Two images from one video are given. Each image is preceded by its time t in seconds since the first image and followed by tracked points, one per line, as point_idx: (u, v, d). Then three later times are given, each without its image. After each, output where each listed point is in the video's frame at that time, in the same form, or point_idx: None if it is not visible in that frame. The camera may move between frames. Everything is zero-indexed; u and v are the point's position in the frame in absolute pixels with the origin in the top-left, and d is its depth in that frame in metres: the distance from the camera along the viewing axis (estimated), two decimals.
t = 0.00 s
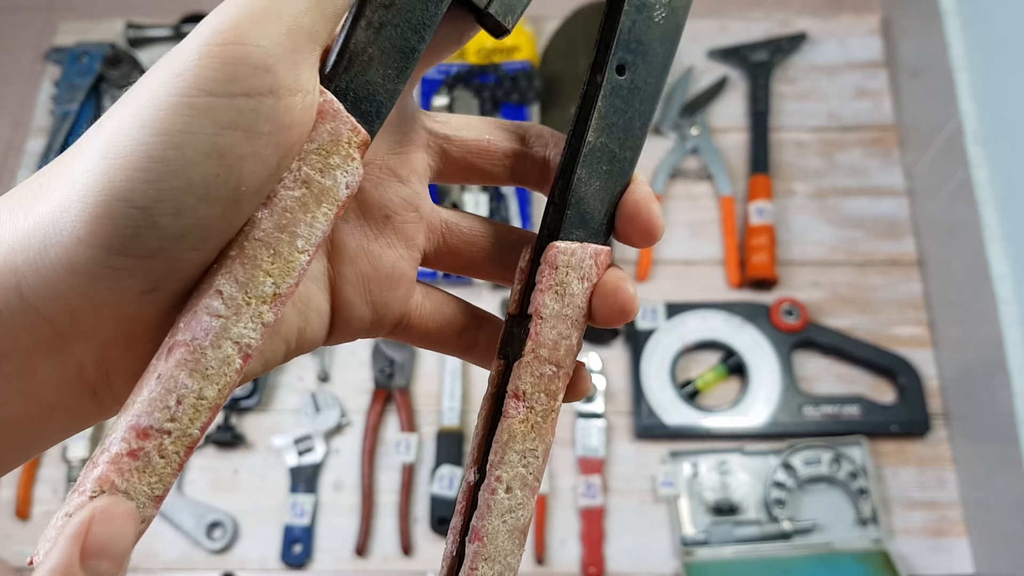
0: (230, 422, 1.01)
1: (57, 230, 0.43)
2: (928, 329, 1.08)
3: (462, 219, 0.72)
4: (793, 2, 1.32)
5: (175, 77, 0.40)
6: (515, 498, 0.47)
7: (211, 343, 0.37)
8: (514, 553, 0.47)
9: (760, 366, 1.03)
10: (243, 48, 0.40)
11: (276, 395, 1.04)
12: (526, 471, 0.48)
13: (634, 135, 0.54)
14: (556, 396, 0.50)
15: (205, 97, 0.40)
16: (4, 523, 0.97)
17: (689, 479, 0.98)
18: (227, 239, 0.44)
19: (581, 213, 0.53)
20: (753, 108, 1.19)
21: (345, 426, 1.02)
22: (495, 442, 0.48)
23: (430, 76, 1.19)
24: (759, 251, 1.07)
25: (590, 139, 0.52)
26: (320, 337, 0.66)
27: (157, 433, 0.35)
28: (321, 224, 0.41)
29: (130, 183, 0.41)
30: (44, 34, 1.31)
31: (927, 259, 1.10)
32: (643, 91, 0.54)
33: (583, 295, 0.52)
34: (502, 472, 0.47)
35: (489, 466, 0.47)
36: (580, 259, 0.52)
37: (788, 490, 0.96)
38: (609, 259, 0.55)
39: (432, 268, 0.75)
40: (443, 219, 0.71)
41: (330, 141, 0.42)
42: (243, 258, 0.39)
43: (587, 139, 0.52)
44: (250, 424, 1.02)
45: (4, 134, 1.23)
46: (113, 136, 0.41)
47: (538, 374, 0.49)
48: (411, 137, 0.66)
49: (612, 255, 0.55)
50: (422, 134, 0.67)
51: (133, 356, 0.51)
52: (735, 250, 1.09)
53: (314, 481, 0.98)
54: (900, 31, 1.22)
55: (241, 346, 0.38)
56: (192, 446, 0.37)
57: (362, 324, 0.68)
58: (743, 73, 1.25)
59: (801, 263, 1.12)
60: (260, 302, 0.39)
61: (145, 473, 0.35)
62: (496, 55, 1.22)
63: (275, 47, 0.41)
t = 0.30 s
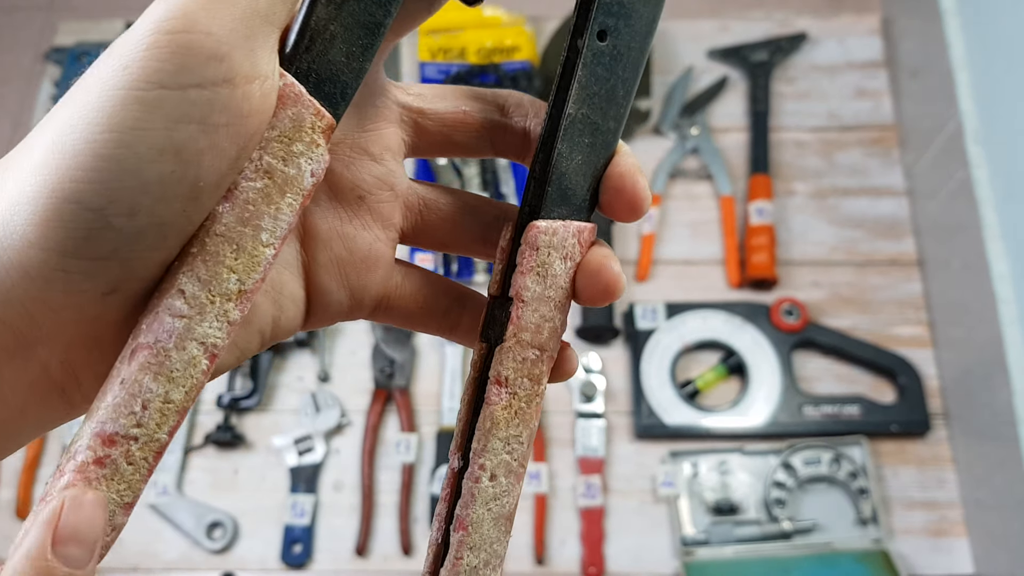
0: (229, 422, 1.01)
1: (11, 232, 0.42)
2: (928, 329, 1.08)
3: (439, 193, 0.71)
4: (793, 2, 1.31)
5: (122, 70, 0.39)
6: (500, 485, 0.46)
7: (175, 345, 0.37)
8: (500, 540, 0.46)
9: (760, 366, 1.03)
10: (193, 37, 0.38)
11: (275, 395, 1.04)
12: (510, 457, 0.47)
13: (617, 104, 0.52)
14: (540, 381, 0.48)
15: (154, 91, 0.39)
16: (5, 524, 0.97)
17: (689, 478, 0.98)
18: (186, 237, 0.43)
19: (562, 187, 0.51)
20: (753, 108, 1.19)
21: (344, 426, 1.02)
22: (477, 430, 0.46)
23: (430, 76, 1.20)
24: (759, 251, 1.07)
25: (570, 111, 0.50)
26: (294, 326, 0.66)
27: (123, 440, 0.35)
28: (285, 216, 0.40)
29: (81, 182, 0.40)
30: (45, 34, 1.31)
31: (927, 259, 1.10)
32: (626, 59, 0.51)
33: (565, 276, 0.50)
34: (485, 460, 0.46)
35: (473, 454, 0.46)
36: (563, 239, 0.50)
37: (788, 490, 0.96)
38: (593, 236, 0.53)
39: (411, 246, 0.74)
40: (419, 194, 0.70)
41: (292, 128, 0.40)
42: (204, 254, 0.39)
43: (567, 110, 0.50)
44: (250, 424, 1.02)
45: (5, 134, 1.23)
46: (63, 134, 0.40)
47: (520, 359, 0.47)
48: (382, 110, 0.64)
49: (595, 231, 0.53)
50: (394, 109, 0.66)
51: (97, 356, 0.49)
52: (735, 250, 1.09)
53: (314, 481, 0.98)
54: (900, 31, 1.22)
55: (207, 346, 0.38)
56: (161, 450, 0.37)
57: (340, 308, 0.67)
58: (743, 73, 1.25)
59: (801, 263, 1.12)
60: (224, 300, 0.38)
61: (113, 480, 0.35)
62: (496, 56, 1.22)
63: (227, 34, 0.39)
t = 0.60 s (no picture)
0: (230, 423, 1.01)
1: None
2: (928, 329, 1.08)
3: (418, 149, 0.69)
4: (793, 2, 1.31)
5: (79, 39, 0.37)
6: (495, 446, 0.45)
7: (154, 321, 0.37)
8: (497, 499, 0.45)
9: (761, 366, 1.03)
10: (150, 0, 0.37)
11: (276, 396, 1.04)
12: (504, 417, 0.45)
13: (596, 49, 0.50)
14: (530, 337, 0.47)
15: (113, 60, 0.37)
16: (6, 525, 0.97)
17: (690, 479, 0.98)
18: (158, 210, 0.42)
19: (544, 139, 0.48)
20: (753, 108, 1.19)
21: (345, 426, 1.02)
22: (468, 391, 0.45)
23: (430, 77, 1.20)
24: (759, 251, 1.07)
25: (548, 58, 0.48)
26: (277, 296, 0.65)
27: (106, 420, 0.35)
28: (259, 182, 0.40)
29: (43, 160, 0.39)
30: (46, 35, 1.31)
31: (928, 259, 1.10)
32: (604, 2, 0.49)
33: (551, 230, 0.48)
34: (479, 421, 0.44)
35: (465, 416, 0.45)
36: (546, 193, 0.48)
37: (788, 490, 0.96)
38: (577, 189, 0.51)
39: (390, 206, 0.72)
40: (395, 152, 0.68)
41: (260, 89, 0.40)
42: (178, 226, 0.38)
43: (545, 57, 0.48)
44: (251, 424, 1.02)
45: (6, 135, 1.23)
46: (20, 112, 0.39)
47: (509, 318, 0.46)
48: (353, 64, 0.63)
49: (578, 182, 0.51)
50: (364, 62, 0.64)
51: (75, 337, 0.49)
52: (735, 250, 1.09)
53: (315, 482, 0.98)
54: (900, 31, 1.22)
55: (187, 320, 0.38)
56: (147, 428, 0.37)
57: (323, 273, 0.66)
58: (743, 73, 1.25)
59: (801, 263, 1.12)
60: (201, 273, 0.38)
61: (99, 461, 0.35)
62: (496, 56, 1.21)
63: None
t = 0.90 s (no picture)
0: (230, 423, 1.01)
1: None
2: (929, 329, 1.08)
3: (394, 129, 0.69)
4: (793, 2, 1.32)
5: (34, 31, 0.38)
6: (480, 430, 0.45)
7: (123, 313, 0.36)
8: (484, 483, 0.45)
9: (761, 366, 1.03)
10: None
11: (276, 396, 1.04)
12: (489, 401, 0.45)
13: (574, 23, 0.50)
14: (514, 320, 0.47)
15: (69, 48, 0.38)
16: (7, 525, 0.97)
17: (690, 479, 0.98)
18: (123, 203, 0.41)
19: (523, 116, 0.48)
20: (753, 108, 1.19)
21: (346, 426, 1.02)
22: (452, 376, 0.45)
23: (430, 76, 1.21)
24: (759, 251, 1.07)
25: (525, 32, 0.48)
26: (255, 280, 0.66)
27: (78, 416, 0.35)
28: (227, 168, 0.40)
29: None
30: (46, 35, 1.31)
31: (928, 259, 1.10)
32: None
33: (532, 208, 0.48)
34: (463, 406, 0.44)
35: (450, 400, 0.44)
36: (526, 170, 0.48)
37: (789, 490, 0.96)
38: (558, 163, 0.52)
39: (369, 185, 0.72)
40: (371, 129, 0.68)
41: (224, 74, 0.40)
42: (144, 217, 0.38)
43: (521, 32, 0.48)
44: (252, 424, 1.02)
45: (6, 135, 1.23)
46: None
47: (492, 300, 0.46)
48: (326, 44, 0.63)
49: (559, 158, 0.51)
50: (335, 40, 0.64)
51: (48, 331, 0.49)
52: (736, 250, 1.09)
53: (316, 482, 0.98)
54: (900, 31, 1.23)
55: (158, 312, 0.37)
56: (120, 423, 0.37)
57: (301, 258, 0.67)
58: (743, 73, 1.25)
59: (801, 263, 1.12)
60: (171, 263, 0.38)
61: (72, 458, 0.35)
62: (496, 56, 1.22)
63: None
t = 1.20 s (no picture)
0: (230, 423, 1.01)
1: None
2: (929, 329, 1.08)
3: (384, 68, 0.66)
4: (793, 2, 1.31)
5: None
6: (466, 384, 0.44)
7: (82, 251, 0.37)
8: (469, 441, 0.45)
9: (761, 365, 1.03)
10: None
11: (277, 396, 1.04)
12: (476, 353, 0.45)
13: None
14: (503, 268, 0.46)
15: None
16: (6, 525, 0.98)
17: (690, 479, 0.98)
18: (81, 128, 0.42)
19: (514, 52, 0.47)
20: (754, 108, 1.19)
21: (346, 426, 1.02)
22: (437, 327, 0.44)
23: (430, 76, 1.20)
24: (759, 251, 1.07)
25: None
26: (234, 222, 0.65)
27: (32, 353, 0.35)
28: (190, 98, 0.41)
29: None
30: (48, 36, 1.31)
31: (928, 259, 1.10)
32: None
33: (524, 150, 0.47)
34: (447, 357, 0.44)
35: (433, 351, 0.44)
36: (517, 110, 0.46)
37: (789, 490, 0.96)
38: (554, 103, 0.50)
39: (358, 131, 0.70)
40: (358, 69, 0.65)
41: None
42: (104, 146, 0.39)
43: None
44: (251, 424, 1.02)
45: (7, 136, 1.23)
46: None
47: (480, 248, 0.45)
48: None
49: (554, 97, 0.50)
50: None
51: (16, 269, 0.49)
52: (736, 251, 1.09)
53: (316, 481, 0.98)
54: (900, 31, 1.23)
55: (117, 248, 0.38)
56: (77, 363, 0.37)
57: (281, 200, 0.66)
58: (743, 73, 1.25)
59: (801, 263, 1.12)
60: (132, 197, 0.39)
61: (26, 398, 0.35)
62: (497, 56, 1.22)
63: None
